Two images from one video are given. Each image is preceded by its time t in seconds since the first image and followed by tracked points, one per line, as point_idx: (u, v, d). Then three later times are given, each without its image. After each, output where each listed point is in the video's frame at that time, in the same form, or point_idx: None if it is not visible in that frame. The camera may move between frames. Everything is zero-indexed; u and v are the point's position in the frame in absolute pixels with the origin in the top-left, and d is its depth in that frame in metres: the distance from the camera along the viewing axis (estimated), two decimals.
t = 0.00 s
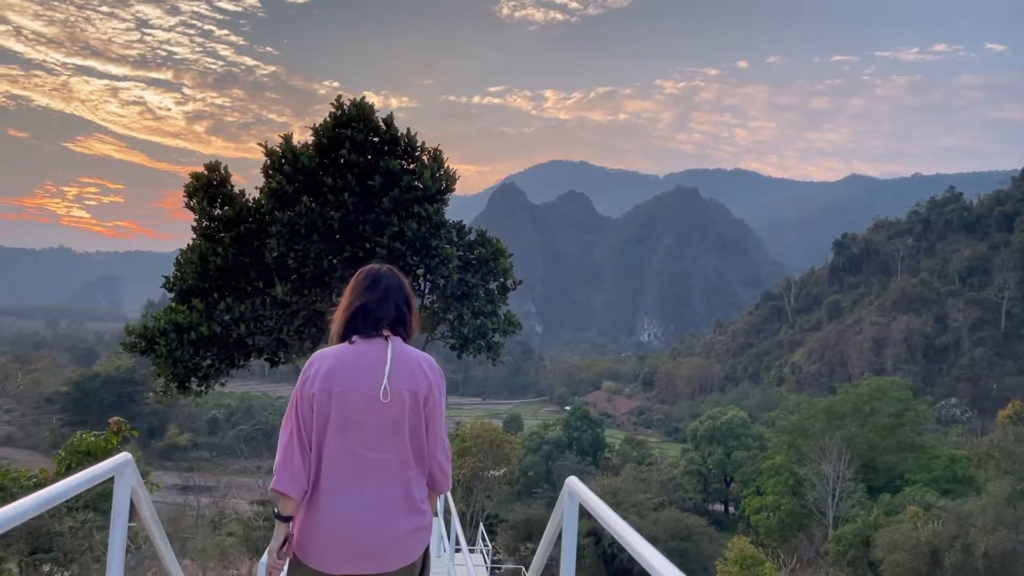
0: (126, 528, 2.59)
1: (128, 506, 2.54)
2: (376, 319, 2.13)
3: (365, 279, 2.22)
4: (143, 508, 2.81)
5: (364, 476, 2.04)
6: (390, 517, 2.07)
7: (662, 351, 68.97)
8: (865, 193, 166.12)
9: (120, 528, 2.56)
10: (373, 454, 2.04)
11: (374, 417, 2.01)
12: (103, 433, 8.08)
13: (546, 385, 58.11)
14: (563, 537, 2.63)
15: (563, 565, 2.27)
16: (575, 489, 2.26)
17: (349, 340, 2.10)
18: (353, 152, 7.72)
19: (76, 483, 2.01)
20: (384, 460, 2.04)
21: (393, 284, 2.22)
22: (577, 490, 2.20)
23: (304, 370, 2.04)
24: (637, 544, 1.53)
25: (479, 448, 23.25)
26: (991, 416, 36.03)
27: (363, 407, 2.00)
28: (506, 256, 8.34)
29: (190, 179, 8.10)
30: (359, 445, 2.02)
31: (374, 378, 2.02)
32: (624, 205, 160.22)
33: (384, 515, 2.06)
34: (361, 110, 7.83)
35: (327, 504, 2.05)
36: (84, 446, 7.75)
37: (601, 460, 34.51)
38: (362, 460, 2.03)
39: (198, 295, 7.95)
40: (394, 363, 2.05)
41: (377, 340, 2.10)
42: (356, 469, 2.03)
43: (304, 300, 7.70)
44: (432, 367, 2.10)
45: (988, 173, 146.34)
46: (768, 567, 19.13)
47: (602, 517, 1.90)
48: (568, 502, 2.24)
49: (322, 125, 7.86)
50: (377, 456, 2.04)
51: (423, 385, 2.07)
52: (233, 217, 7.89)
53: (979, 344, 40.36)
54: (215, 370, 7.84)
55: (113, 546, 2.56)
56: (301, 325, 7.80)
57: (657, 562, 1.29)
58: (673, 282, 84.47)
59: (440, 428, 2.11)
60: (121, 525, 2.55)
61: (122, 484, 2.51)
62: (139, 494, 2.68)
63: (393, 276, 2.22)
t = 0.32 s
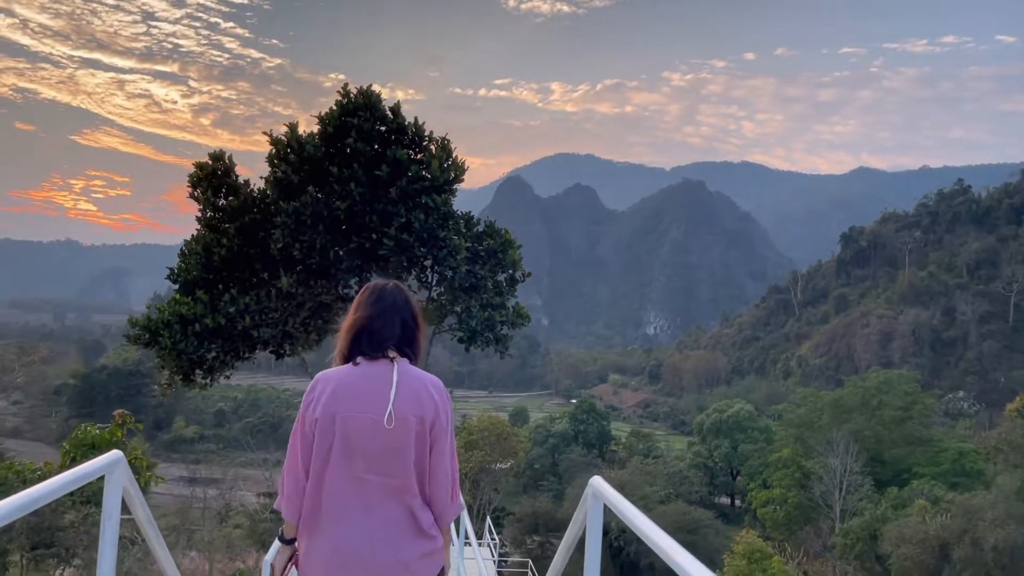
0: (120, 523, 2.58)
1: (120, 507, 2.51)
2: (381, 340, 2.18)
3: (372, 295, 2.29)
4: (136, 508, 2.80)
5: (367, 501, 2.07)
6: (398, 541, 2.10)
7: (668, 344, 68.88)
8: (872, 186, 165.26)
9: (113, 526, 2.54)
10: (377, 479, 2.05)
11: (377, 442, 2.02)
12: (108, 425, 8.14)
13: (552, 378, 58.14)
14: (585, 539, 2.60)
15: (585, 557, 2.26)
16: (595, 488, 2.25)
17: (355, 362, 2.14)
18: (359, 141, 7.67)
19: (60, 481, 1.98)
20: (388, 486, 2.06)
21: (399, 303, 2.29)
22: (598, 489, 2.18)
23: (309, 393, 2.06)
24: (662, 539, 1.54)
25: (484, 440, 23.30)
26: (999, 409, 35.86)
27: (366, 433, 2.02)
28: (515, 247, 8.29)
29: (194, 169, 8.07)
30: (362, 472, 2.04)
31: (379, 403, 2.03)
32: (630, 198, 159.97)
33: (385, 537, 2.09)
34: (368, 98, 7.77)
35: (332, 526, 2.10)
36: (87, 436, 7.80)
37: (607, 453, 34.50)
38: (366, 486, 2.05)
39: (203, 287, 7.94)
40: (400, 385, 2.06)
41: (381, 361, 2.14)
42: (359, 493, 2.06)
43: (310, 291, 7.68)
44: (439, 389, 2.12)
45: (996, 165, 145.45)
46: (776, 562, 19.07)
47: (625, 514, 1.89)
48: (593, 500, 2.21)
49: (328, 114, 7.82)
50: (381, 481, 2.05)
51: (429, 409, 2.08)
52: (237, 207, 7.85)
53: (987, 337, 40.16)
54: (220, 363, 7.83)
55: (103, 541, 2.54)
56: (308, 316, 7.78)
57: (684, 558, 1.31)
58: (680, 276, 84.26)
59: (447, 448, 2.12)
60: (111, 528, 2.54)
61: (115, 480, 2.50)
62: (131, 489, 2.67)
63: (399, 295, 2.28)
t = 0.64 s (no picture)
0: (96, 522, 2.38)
1: (95, 501, 2.31)
2: (385, 332, 2.20)
3: (378, 283, 2.28)
4: (117, 501, 2.57)
5: (370, 501, 2.09)
6: (402, 541, 2.12)
7: (675, 327, 68.79)
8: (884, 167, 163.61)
9: (86, 531, 2.35)
10: (380, 481, 2.07)
11: (380, 439, 2.04)
12: (114, 405, 8.19)
13: (560, 361, 58.28)
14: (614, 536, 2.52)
15: (622, 556, 2.12)
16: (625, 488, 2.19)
17: (358, 354, 2.16)
18: (367, 116, 7.62)
19: (15, 477, 1.81)
20: (392, 486, 2.08)
21: (404, 293, 2.28)
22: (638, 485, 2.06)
23: (309, 388, 2.09)
24: (705, 533, 1.54)
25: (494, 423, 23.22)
26: (1008, 392, 35.67)
27: (369, 433, 2.04)
28: (527, 226, 8.26)
29: (199, 145, 8.07)
30: (367, 471, 2.07)
31: (382, 400, 2.04)
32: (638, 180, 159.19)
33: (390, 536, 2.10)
34: (376, 71, 7.70)
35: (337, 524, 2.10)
36: (93, 417, 7.99)
37: (615, 435, 34.62)
38: (369, 487, 2.07)
39: (208, 266, 7.94)
40: (405, 377, 2.08)
41: (386, 355, 2.15)
42: (361, 493, 2.08)
43: (318, 270, 7.67)
44: (446, 387, 2.12)
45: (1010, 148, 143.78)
46: (786, 544, 19.10)
47: (663, 503, 1.85)
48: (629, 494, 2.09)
49: (335, 88, 7.76)
50: (383, 481, 2.08)
51: (437, 404, 2.10)
52: (242, 185, 7.86)
53: (997, 320, 39.91)
54: (226, 343, 7.83)
55: (77, 542, 2.34)
56: (314, 297, 7.76)
57: (734, 552, 1.33)
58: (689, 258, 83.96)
59: (453, 445, 2.15)
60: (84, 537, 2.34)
61: (91, 468, 2.31)
62: (110, 483, 2.49)
63: (407, 286, 2.27)
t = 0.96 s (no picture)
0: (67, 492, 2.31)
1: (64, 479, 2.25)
2: (401, 339, 2.19)
3: (393, 279, 2.26)
4: (92, 475, 2.56)
5: (383, 514, 2.09)
6: (413, 557, 2.12)
7: (683, 304, 68.63)
8: (896, 143, 161.86)
9: (54, 500, 2.28)
10: (394, 495, 2.08)
11: (398, 453, 2.06)
12: (120, 378, 8.25)
13: (567, 338, 58.39)
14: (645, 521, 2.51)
15: (667, 533, 2.09)
16: (658, 471, 2.22)
17: (373, 362, 2.16)
18: (373, 83, 7.53)
19: None
20: (408, 499, 2.09)
21: (423, 293, 2.27)
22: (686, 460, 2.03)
23: (322, 395, 2.09)
24: (749, 499, 1.62)
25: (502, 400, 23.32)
26: (1018, 370, 35.52)
27: (386, 444, 2.05)
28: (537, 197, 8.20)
29: (203, 113, 8.02)
30: (377, 484, 2.07)
31: (399, 412, 2.07)
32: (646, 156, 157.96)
33: (400, 553, 2.12)
34: (382, 37, 7.60)
35: (349, 534, 2.11)
36: (98, 389, 8.12)
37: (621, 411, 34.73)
38: (382, 500, 2.08)
39: (214, 236, 7.92)
40: (425, 388, 2.10)
41: (404, 363, 2.15)
42: (374, 506, 2.09)
43: (324, 242, 7.64)
44: (466, 395, 2.16)
45: None
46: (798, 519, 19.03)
47: (703, 477, 1.88)
48: (672, 470, 2.09)
49: (340, 54, 7.66)
50: (398, 495, 2.09)
51: (457, 417, 2.13)
52: (247, 153, 7.80)
53: (1008, 298, 39.64)
54: (231, 316, 7.81)
55: (44, 510, 2.26)
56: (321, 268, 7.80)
57: (786, 519, 1.42)
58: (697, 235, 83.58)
59: (472, 457, 2.17)
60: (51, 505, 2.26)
61: (59, 436, 2.27)
62: (81, 453, 2.45)
63: (421, 283, 2.26)
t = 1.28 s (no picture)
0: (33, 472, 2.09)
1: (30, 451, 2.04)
2: (420, 333, 2.10)
3: (410, 266, 2.16)
4: (69, 453, 2.33)
5: (397, 515, 2.06)
6: (428, 555, 2.09)
7: (689, 278, 68.41)
8: (907, 116, 160.03)
9: (20, 480, 2.06)
10: (405, 494, 2.05)
11: (412, 453, 2.02)
12: (124, 350, 8.25)
13: (572, 312, 58.43)
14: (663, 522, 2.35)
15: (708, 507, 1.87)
16: (687, 465, 2.07)
17: (387, 354, 2.09)
18: (377, 46, 7.42)
19: None
20: (421, 498, 2.06)
21: (442, 282, 2.16)
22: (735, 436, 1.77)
23: (334, 382, 2.04)
24: (824, 497, 1.38)
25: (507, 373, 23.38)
26: None
27: (397, 441, 2.01)
28: (547, 164, 8.09)
29: (204, 78, 7.94)
30: (389, 484, 2.04)
31: (415, 408, 2.02)
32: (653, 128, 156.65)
33: (412, 553, 2.08)
34: None
35: (366, 531, 2.08)
36: (102, 360, 8.17)
37: (626, 384, 34.88)
38: (393, 500, 2.05)
39: (216, 205, 7.86)
40: (441, 384, 2.05)
41: (421, 358, 2.08)
42: (388, 509, 2.06)
43: (329, 210, 7.61)
44: (482, 390, 2.11)
45: None
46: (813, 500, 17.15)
47: (751, 456, 1.67)
48: (715, 451, 1.84)
49: (344, 18, 7.55)
50: (409, 496, 2.05)
51: (473, 413, 2.09)
52: (249, 120, 7.74)
53: (1016, 272, 39.41)
54: (235, 286, 7.78)
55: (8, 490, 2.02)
56: (325, 238, 7.77)
57: (856, 499, 1.26)
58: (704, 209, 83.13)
59: (488, 461, 2.14)
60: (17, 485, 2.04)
61: (24, 406, 2.03)
62: (50, 423, 2.20)
63: (441, 275, 2.14)
